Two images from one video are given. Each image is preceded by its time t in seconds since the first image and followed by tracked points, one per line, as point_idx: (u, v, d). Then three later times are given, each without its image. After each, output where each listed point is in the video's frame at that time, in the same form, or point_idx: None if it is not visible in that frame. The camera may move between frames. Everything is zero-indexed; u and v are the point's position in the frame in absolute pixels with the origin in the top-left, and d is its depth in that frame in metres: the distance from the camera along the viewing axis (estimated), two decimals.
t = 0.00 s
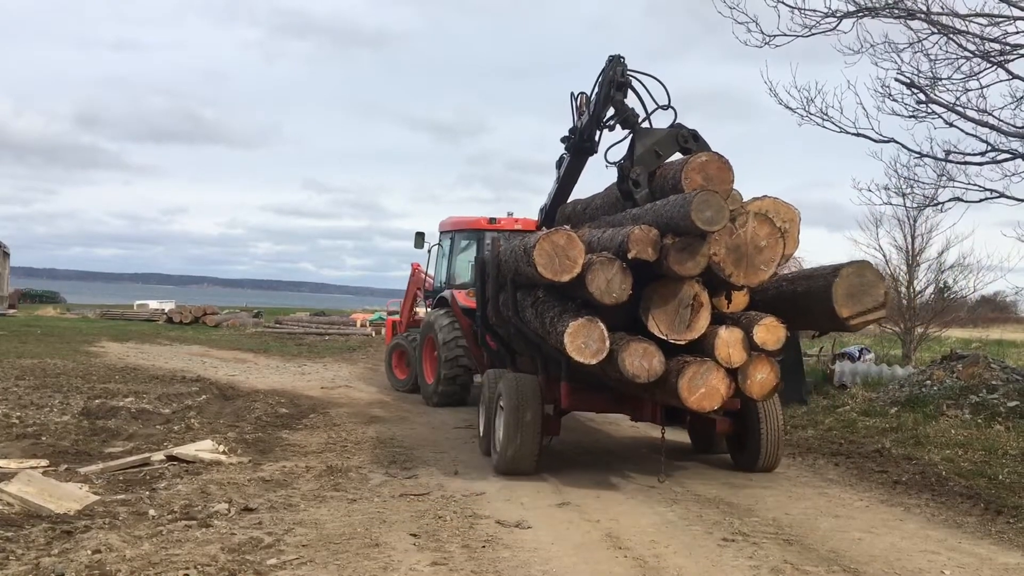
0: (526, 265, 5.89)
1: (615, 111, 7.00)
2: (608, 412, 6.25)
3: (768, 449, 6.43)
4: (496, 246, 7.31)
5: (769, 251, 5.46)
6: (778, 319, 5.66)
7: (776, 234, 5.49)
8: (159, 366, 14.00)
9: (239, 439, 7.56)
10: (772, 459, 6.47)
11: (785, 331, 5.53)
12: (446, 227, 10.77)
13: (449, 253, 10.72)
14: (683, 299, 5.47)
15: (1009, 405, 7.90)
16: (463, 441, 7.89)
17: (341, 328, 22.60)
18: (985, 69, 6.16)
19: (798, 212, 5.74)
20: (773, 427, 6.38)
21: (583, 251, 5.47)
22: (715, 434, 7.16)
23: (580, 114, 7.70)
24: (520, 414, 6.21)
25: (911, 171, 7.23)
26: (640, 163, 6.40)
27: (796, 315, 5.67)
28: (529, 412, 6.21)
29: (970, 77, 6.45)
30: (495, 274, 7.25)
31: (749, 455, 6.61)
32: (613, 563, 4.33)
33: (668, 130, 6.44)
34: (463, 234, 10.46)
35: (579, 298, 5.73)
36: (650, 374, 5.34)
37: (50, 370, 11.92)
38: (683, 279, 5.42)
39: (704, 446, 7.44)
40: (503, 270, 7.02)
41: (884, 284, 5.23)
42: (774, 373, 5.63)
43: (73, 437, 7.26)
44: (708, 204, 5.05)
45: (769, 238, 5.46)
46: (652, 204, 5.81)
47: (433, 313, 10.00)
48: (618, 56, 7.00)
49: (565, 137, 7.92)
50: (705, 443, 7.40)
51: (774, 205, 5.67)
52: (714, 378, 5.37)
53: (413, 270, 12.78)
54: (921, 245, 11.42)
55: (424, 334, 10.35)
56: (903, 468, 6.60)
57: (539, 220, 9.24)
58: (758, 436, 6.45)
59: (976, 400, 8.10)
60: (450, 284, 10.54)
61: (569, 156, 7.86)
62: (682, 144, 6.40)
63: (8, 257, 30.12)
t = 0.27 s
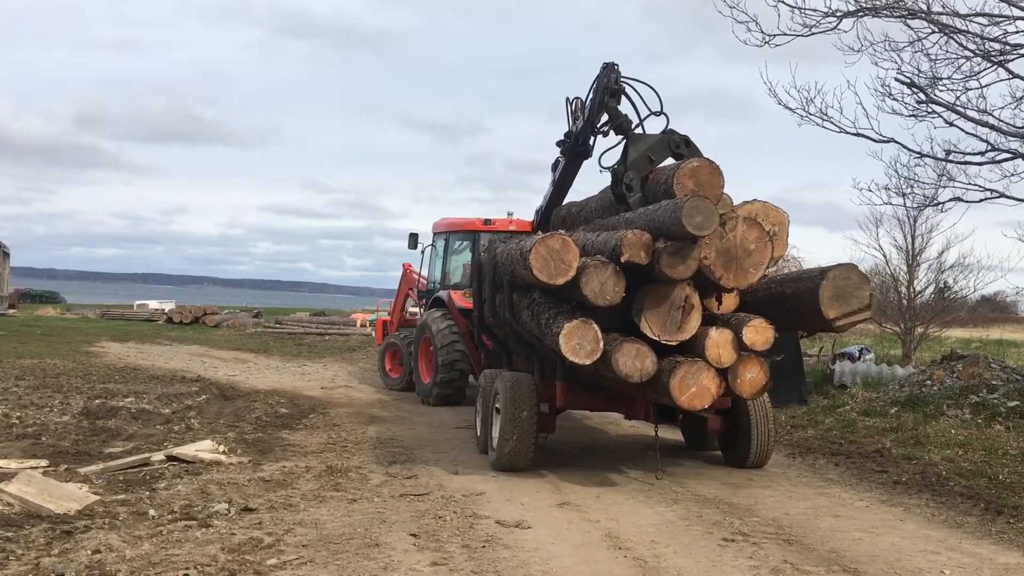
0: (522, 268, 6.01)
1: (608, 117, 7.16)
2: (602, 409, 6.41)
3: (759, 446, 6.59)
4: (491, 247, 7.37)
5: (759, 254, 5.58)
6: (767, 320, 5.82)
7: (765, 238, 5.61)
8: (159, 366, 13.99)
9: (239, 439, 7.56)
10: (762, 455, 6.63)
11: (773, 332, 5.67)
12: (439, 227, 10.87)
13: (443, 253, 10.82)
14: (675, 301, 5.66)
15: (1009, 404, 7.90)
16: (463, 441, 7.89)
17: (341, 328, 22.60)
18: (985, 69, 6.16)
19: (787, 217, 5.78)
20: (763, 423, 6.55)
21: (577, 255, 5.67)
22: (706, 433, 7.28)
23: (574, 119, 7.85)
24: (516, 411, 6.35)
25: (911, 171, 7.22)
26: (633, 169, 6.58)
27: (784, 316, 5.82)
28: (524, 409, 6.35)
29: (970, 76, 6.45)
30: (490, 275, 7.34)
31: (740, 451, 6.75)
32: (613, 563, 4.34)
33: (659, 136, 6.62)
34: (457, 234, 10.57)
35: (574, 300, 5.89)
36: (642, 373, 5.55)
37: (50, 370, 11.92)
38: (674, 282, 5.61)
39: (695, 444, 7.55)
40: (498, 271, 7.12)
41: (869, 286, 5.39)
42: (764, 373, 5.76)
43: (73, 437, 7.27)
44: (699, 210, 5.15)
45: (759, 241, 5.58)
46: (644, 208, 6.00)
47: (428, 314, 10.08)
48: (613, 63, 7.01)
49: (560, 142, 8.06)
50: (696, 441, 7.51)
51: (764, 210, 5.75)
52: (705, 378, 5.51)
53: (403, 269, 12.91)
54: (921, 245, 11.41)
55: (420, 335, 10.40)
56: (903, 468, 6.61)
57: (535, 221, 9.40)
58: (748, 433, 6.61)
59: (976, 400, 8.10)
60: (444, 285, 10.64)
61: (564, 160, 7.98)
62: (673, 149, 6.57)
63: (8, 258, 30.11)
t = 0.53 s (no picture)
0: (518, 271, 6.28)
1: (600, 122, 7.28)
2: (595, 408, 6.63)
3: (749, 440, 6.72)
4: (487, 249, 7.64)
5: (746, 256, 5.74)
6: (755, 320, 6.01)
7: (753, 240, 5.77)
8: (159, 366, 13.98)
9: (239, 438, 7.57)
10: (752, 450, 6.76)
11: (761, 332, 5.88)
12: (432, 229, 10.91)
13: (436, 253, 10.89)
14: (665, 301, 5.82)
15: (1009, 404, 7.91)
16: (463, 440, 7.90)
17: (341, 328, 22.59)
18: (986, 68, 6.15)
19: (774, 220, 5.91)
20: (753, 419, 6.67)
21: (571, 258, 5.93)
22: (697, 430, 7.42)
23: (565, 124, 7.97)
24: (512, 408, 6.53)
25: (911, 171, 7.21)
26: (625, 173, 6.70)
27: (771, 315, 6.02)
28: (520, 407, 6.54)
29: (970, 76, 6.45)
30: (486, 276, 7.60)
31: (731, 447, 6.87)
32: (613, 563, 4.34)
33: (649, 140, 6.74)
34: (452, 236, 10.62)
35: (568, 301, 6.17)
36: (634, 371, 5.75)
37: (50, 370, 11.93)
38: (665, 282, 5.77)
39: (687, 441, 7.70)
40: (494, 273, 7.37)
41: (853, 285, 5.62)
42: (753, 371, 5.93)
43: (73, 437, 7.27)
44: (686, 213, 5.35)
45: (746, 243, 5.74)
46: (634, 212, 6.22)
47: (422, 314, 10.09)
48: (602, 69, 7.19)
49: (552, 146, 8.18)
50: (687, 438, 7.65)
51: (751, 210, 5.86)
52: (695, 376, 5.72)
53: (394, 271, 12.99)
54: (921, 245, 11.41)
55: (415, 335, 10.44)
56: (903, 467, 6.62)
57: (528, 223, 9.53)
58: (738, 429, 6.76)
59: (976, 400, 8.10)
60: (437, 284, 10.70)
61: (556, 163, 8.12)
62: (663, 153, 6.70)
63: (8, 257, 30.09)
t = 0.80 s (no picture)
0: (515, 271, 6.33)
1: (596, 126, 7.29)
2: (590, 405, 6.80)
3: (741, 436, 6.92)
4: (484, 249, 7.69)
5: (739, 257, 5.91)
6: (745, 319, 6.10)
7: (745, 242, 5.95)
8: (159, 365, 13.98)
9: (239, 438, 7.56)
10: (744, 446, 6.95)
11: (752, 331, 5.96)
12: (428, 228, 10.92)
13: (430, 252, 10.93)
14: (660, 300, 5.93)
15: (1009, 404, 7.91)
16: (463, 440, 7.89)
17: (341, 327, 22.58)
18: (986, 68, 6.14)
19: (767, 221, 6.17)
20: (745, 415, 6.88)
21: (569, 259, 5.99)
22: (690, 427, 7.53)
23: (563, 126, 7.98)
24: (511, 404, 6.68)
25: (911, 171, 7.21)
26: (620, 175, 6.74)
27: (762, 315, 6.14)
28: (519, 403, 6.69)
29: (970, 77, 6.44)
30: (483, 275, 7.65)
31: (723, 443, 7.06)
32: (613, 563, 4.34)
33: (645, 143, 6.72)
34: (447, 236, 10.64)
35: (565, 300, 6.24)
36: (629, 369, 5.86)
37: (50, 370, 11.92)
38: (660, 282, 5.86)
39: (680, 437, 7.81)
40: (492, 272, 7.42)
41: (842, 286, 5.78)
42: (745, 368, 6.06)
43: (73, 437, 7.26)
44: (682, 216, 5.48)
45: (739, 245, 5.91)
46: (631, 213, 6.27)
47: (419, 314, 10.12)
48: (598, 73, 7.17)
49: (550, 147, 8.21)
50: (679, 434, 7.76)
51: (744, 214, 6.10)
52: (688, 374, 5.85)
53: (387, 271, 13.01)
54: (921, 245, 11.41)
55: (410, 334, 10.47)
56: (903, 467, 6.61)
57: (526, 223, 9.55)
58: (730, 426, 6.95)
59: (977, 400, 8.10)
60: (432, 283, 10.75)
61: (554, 165, 8.14)
62: (659, 156, 6.69)
63: (8, 257, 30.08)
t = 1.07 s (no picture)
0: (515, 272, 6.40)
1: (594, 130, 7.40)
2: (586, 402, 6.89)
3: (733, 432, 7.02)
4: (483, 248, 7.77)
5: (733, 259, 5.95)
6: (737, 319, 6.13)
7: (739, 245, 5.99)
8: (159, 365, 13.97)
9: (239, 438, 7.55)
10: (736, 442, 7.06)
11: (745, 331, 6.04)
12: (424, 228, 10.94)
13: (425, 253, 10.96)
14: (656, 301, 5.97)
15: (1009, 404, 7.91)
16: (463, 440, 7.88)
17: (341, 327, 22.58)
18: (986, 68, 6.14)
19: (757, 224, 6.27)
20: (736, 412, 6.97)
21: (567, 259, 6.03)
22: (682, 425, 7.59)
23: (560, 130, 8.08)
24: (508, 402, 6.78)
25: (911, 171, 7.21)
26: (618, 178, 6.87)
27: (753, 317, 6.27)
28: (516, 401, 6.79)
29: (970, 77, 6.44)
30: (482, 275, 7.74)
31: (715, 439, 7.15)
32: (613, 563, 4.33)
33: (642, 147, 6.88)
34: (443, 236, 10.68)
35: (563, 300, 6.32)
36: (625, 368, 5.88)
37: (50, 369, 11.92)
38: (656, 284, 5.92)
39: (672, 435, 7.86)
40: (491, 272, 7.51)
41: (832, 288, 5.89)
42: (737, 368, 6.10)
43: (73, 437, 7.26)
44: (677, 219, 5.59)
45: (733, 247, 5.95)
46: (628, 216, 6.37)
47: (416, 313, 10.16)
48: (597, 79, 7.29)
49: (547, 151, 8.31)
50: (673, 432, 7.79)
51: (739, 216, 6.21)
52: (683, 372, 5.88)
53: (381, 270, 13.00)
54: (921, 245, 11.40)
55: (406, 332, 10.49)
56: (903, 467, 6.61)
57: (521, 225, 9.65)
58: (722, 423, 7.04)
59: (977, 400, 8.10)
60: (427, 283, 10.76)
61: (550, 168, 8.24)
62: (656, 161, 6.84)
63: (8, 257, 30.07)
